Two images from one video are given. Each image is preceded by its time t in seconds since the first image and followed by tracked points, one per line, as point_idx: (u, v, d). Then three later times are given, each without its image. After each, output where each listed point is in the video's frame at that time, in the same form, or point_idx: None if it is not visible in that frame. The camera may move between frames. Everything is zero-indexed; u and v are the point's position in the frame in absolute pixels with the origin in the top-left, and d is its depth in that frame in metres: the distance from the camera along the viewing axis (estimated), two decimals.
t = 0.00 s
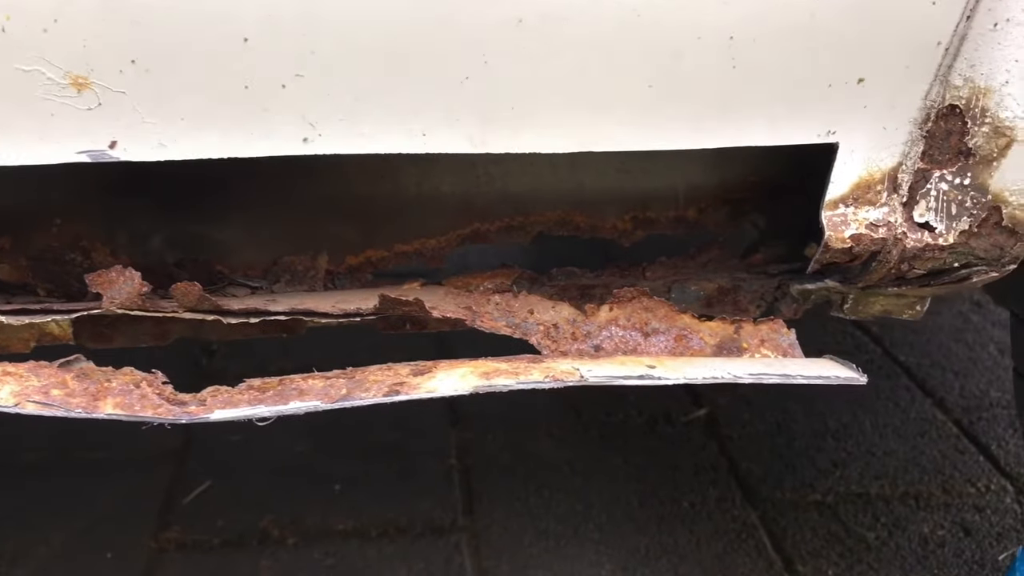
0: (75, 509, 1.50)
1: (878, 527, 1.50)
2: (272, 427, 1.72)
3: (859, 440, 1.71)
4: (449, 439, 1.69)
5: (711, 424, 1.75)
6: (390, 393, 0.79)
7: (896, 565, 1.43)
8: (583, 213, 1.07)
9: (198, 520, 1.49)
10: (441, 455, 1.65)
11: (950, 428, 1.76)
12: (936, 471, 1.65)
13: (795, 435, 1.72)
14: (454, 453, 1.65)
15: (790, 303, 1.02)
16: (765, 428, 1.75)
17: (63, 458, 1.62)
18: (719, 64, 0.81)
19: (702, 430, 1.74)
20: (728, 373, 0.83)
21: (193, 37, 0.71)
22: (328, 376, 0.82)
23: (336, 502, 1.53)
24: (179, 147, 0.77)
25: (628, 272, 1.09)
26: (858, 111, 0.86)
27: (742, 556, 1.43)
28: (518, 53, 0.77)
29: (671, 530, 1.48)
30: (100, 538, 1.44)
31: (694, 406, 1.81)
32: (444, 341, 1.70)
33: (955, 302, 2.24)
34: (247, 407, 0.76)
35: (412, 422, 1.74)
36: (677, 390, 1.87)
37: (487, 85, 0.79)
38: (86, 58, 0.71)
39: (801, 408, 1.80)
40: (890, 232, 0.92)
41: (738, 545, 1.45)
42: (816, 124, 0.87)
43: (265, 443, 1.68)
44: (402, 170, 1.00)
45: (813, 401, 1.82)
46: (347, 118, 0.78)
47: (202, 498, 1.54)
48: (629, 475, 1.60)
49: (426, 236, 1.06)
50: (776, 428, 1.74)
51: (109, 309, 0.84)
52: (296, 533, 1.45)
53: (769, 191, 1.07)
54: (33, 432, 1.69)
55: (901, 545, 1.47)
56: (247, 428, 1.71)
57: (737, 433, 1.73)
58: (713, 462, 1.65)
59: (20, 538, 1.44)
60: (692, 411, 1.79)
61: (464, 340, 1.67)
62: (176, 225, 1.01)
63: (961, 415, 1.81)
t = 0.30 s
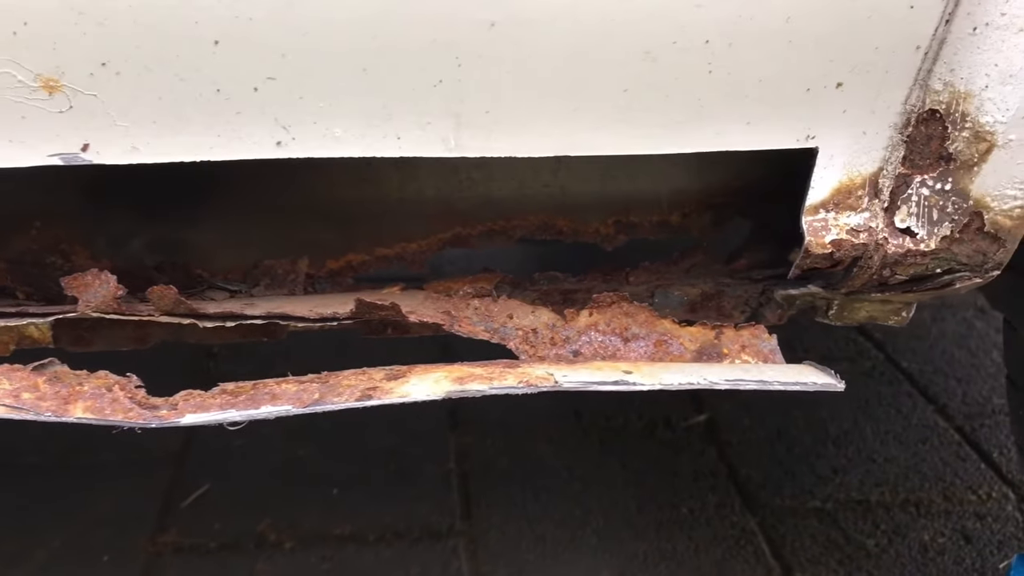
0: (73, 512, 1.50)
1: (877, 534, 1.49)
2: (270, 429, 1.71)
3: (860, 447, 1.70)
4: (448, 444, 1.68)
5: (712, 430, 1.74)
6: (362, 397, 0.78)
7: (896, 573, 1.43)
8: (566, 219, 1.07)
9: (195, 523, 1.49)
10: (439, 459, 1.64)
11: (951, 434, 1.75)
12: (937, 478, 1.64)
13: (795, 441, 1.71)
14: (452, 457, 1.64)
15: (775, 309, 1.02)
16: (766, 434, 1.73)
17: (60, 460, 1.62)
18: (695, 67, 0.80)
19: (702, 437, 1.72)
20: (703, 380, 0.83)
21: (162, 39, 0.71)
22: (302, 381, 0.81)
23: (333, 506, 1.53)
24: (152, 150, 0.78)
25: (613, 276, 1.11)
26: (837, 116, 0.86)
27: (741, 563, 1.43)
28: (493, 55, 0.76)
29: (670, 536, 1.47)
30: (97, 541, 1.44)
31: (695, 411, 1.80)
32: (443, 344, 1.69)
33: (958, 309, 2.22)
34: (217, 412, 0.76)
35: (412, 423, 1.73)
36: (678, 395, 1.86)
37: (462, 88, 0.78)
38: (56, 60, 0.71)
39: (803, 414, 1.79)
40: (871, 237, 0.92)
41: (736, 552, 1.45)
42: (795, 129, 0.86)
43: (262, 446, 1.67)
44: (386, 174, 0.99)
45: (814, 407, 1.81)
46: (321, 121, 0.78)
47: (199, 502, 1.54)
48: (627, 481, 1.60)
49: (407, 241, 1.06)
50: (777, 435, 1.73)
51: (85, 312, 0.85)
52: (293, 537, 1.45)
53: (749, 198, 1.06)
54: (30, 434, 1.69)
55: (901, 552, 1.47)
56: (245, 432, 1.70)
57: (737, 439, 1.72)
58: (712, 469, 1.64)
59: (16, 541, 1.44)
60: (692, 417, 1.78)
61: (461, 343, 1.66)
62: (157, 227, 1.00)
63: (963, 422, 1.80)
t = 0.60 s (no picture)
0: (68, 516, 1.50)
1: (875, 544, 1.48)
2: (267, 435, 1.70)
3: (858, 455, 1.69)
4: (444, 450, 1.67)
5: (711, 439, 1.73)
6: (330, 404, 0.78)
7: None
8: (543, 224, 1.06)
9: (190, 529, 1.48)
10: (436, 465, 1.63)
11: (950, 444, 1.74)
12: (936, 488, 1.63)
13: (794, 450, 1.70)
14: (449, 464, 1.64)
15: (757, 317, 1.03)
16: (763, 441, 1.72)
17: (55, 464, 1.62)
18: (669, 72, 0.80)
19: (700, 444, 1.71)
20: (674, 388, 0.82)
21: (129, 44, 0.71)
22: (271, 388, 0.81)
23: (328, 512, 1.52)
24: (121, 155, 0.78)
25: (591, 283, 1.11)
26: (813, 122, 0.85)
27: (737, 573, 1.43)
28: (465, 61, 0.76)
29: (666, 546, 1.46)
30: (91, 546, 1.44)
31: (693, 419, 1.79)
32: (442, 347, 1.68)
33: (959, 318, 2.21)
34: (183, 418, 0.76)
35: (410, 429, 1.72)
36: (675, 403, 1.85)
37: (433, 93, 0.78)
38: (22, 64, 0.71)
39: (802, 421, 1.78)
40: (848, 245, 0.91)
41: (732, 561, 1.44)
42: (769, 135, 0.86)
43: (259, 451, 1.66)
44: (363, 179, 0.98)
45: (813, 416, 1.80)
46: (289, 126, 0.78)
47: (195, 507, 1.53)
48: (623, 488, 1.59)
49: (384, 246, 1.06)
50: (776, 443, 1.72)
51: (55, 317, 0.86)
52: (287, 544, 1.44)
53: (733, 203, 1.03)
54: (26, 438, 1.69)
55: (898, 562, 1.46)
56: (241, 437, 1.70)
57: (736, 447, 1.71)
58: (709, 477, 1.63)
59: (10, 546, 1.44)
60: (690, 424, 1.77)
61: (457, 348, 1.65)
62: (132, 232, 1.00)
63: (963, 431, 1.79)
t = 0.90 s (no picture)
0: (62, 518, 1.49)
1: (872, 547, 1.47)
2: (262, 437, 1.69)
3: (857, 458, 1.68)
4: (440, 453, 1.66)
5: (708, 441, 1.72)
6: (291, 401, 0.77)
7: None
8: (521, 221, 1.05)
9: (185, 531, 1.48)
10: (432, 467, 1.63)
11: (948, 446, 1.73)
12: (933, 490, 1.62)
13: (792, 452, 1.69)
14: (445, 466, 1.63)
15: (734, 316, 1.02)
16: (761, 442, 1.71)
17: (50, 466, 1.61)
18: (634, 68, 0.79)
19: (697, 446, 1.70)
20: (641, 386, 0.81)
21: (87, 40, 0.71)
22: (235, 386, 0.80)
23: (323, 514, 1.51)
24: (83, 152, 0.77)
25: (566, 282, 1.09)
26: (781, 119, 0.85)
27: None
28: (425, 57, 0.76)
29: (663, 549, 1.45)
30: (85, 548, 1.44)
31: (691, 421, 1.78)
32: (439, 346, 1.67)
33: (959, 319, 2.19)
34: (143, 415, 0.75)
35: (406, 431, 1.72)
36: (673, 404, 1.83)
37: (396, 89, 0.77)
38: None
39: (800, 423, 1.77)
40: (820, 242, 0.90)
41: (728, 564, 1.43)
42: (738, 132, 0.85)
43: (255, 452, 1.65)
44: (335, 177, 1.00)
45: (812, 420, 1.79)
46: (250, 122, 0.78)
47: (190, 509, 1.53)
48: (619, 490, 1.58)
49: (355, 244, 1.05)
50: (773, 444, 1.71)
51: (20, 314, 0.84)
52: (281, 546, 1.44)
53: (709, 203, 1.03)
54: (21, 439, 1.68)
55: (895, 565, 1.45)
56: (236, 437, 1.69)
57: (734, 450, 1.70)
58: (706, 480, 1.62)
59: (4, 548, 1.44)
60: (688, 426, 1.76)
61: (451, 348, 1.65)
62: (103, 233, 1.00)
63: (962, 434, 1.78)
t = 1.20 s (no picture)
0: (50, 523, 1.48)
1: (865, 551, 1.46)
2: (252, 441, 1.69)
3: (850, 462, 1.67)
4: (431, 457, 1.65)
5: (699, 445, 1.71)
6: (246, 403, 0.77)
7: None
8: (489, 223, 1.04)
9: (174, 535, 1.46)
10: (423, 470, 1.62)
11: (942, 449, 1.72)
12: (927, 494, 1.61)
13: (784, 457, 1.68)
14: (437, 470, 1.62)
15: (705, 318, 1.01)
16: (753, 446, 1.71)
17: (39, 471, 1.60)
18: (592, 69, 0.79)
19: (689, 451, 1.70)
20: (602, 387, 0.81)
21: (35, 41, 0.71)
22: (192, 387, 0.80)
23: (313, 518, 1.50)
24: (37, 152, 0.77)
25: (534, 284, 1.08)
26: (743, 119, 0.84)
27: None
28: (380, 57, 0.75)
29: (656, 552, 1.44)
30: (73, 552, 1.43)
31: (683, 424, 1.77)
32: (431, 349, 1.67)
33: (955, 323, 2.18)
34: (95, 417, 0.75)
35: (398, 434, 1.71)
36: (666, 408, 1.83)
37: (352, 88, 0.77)
38: None
39: (794, 427, 1.76)
40: (784, 243, 0.90)
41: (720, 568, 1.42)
42: (700, 132, 0.84)
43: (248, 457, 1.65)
44: (301, 180, 1.00)
45: (806, 423, 1.78)
46: (204, 122, 0.77)
47: (180, 513, 1.52)
48: (611, 493, 1.57)
49: (322, 246, 1.05)
50: (766, 449, 1.70)
51: None
52: (271, 549, 1.43)
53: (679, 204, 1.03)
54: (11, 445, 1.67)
55: (888, 569, 1.43)
56: (227, 442, 1.69)
57: (727, 453, 1.69)
58: (699, 484, 1.61)
59: None
60: (680, 430, 1.75)
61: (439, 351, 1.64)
62: (67, 234, 0.99)
63: (957, 437, 1.77)
